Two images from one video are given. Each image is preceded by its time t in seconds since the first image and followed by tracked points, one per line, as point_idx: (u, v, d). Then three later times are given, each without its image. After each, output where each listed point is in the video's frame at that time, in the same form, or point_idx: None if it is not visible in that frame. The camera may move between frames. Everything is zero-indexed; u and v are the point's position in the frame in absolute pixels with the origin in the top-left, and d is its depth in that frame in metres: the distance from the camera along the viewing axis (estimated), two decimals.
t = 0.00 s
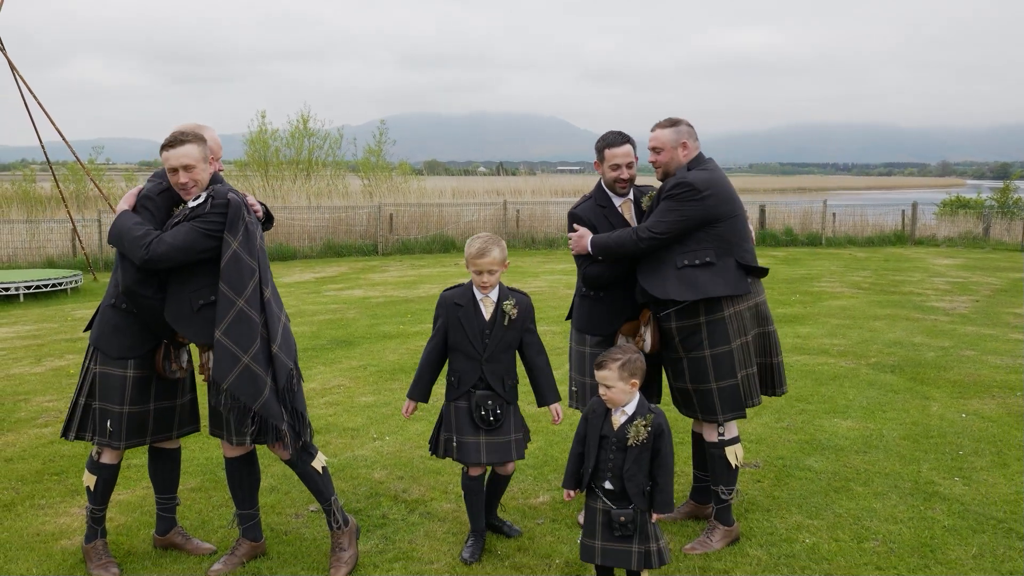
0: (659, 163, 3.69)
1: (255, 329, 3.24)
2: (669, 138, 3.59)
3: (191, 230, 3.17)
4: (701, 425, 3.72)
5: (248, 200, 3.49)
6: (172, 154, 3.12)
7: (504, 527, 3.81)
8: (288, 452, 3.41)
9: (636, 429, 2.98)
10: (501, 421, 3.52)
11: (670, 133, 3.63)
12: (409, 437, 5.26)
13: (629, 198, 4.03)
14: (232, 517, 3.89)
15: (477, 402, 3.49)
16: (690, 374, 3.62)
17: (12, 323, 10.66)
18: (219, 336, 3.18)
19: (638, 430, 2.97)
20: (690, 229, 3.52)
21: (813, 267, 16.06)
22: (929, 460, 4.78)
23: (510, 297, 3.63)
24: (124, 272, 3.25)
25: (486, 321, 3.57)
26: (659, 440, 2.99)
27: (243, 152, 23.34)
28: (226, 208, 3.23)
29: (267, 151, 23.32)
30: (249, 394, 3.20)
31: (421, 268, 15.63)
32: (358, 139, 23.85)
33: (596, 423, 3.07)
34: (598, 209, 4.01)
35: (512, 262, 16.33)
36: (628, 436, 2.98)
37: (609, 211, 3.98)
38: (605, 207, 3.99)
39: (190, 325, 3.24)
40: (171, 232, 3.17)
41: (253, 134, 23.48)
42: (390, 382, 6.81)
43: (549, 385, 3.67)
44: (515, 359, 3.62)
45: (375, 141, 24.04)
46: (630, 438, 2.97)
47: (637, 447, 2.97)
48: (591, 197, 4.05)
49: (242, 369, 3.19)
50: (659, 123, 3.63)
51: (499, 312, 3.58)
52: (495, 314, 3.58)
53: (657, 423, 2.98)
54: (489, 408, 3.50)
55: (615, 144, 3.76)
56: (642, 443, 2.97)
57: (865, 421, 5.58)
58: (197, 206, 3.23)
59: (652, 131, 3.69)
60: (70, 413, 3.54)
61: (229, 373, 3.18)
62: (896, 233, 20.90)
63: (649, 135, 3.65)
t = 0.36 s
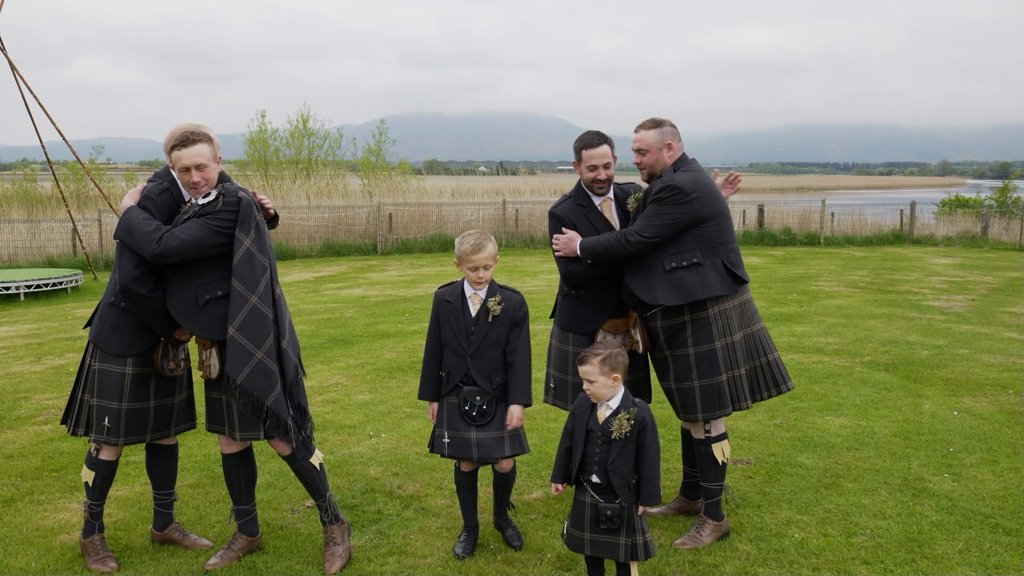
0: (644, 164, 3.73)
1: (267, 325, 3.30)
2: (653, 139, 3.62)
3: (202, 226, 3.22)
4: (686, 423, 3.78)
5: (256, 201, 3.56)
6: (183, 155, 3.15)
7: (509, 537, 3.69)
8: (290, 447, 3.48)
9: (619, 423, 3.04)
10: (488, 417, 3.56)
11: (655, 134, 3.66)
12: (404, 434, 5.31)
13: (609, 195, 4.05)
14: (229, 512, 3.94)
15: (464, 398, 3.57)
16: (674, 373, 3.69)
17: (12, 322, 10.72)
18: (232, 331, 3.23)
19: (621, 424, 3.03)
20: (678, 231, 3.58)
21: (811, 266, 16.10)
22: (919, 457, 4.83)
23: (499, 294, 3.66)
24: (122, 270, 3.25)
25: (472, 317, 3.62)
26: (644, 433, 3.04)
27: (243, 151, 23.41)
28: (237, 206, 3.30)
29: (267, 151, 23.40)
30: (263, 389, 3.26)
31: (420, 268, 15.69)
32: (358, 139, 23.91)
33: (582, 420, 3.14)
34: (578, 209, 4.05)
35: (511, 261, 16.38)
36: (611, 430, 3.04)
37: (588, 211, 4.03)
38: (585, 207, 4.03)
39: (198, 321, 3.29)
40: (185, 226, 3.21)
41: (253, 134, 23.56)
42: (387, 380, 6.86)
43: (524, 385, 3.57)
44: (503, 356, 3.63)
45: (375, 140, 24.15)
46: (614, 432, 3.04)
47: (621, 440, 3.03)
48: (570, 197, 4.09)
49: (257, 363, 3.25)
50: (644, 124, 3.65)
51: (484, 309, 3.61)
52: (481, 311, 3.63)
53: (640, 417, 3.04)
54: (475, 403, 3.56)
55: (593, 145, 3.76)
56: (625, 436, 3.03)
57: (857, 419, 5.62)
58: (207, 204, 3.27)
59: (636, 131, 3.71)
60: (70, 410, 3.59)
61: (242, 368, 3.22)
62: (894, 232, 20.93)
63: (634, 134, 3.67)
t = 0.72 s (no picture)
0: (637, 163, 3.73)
1: (281, 321, 3.36)
2: (647, 138, 3.63)
3: (215, 222, 3.26)
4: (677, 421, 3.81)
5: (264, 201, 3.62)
6: (201, 152, 3.19)
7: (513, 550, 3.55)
8: (291, 443, 3.52)
9: (609, 417, 3.08)
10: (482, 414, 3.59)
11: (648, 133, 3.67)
12: (400, 431, 5.35)
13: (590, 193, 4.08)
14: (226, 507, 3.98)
15: (461, 395, 3.62)
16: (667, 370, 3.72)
17: (12, 321, 10.76)
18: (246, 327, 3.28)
19: (611, 418, 3.07)
20: (682, 233, 3.63)
21: (810, 265, 16.15)
22: (910, 453, 4.87)
23: (497, 293, 3.69)
24: (116, 268, 3.32)
25: (468, 314, 3.67)
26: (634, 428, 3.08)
27: (242, 151, 23.44)
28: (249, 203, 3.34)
29: (267, 151, 23.45)
30: (277, 384, 3.31)
31: (419, 267, 15.72)
32: (357, 138, 23.96)
33: (574, 414, 3.19)
34: (559, 207, 4.08)
35: (509, 260, 16.42)
36: (601, 424, 3.09)
37: (569, 209, 4.05)
38: (566, 204, 4.06)
39: (207, 316, 3.33)
40: (198, 224, 3.25)
41: (252, 134, 23.60)
42: (385, 377, 6.90)
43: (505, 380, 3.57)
44: (499, 353, 3.65)
45: (375, 140, 24.23)
46: (604, 426, 3.08)
47: (611, 433, 3.07)
48: (552, 195, 4.12)
49: (270, 359, 3.30)
50: (637, 122, 3.66)
51: (480, 307, 3.65)
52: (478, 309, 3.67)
53: (629, 411, 3.08)
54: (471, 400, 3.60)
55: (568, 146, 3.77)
56: (615, 429, 3.07)
57: (850, 416, 5.67)
58: (219, 203, 3.30)
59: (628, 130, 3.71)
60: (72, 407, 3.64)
61: (256, 364, 3.27)
62: (893, 232, 20.94)
63: (625, 134, 3.68)
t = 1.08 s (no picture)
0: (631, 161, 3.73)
1: (292, 320, 3.42)
2: (642, 135, 3.64)
3: (228, 224, 3.31)
4: (671, 419, 3.82)
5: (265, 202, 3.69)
6: (211, 152, 3.24)
7: (507, 544, 3.58)
8: (290, 438, 3.56)
9: (601, 411, 3.12)
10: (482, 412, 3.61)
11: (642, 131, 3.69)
12: (397, 428, 5.39)
13: (576, 190, 4.21)
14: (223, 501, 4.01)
15: (461, 393, 3.64)
16: (663, 367, 3.72)
17: (12, 319, 10.79)
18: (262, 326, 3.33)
19: (603, 412, 3.11)
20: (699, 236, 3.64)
21: (809, 265, 16.17)
22: (903, 449, 4.91)
23: (497, 290, 3.68)
24: (107, 263, 3.35)
25: (467, 309, 3.69)
26: (624, 423, 3.11)
27: (242, 150, 23.48)
28: (261, 204, 3.41)
29: (267, 150, 23.46)
30: (292, 381, 3.37)
31: (418, 266, 15.75)
32: (357, 138, 23.99)
33: (567, 408, 3.23)
34: (545, 205, 4.25)
35: (508, 260, 16.45)
36: (593, 418, 3.12)
37: (553, 207, 4.22)
38: (550, 203, 4.23)
39: (213, 314, 3.36)
40: (212, 225, 3.28)
41: (252, 133, 23.63)
42: (382, 375, 6.94)
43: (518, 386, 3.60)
44: (497, 351, 3.64)
45: (375, 140, 24.23)
46: (596, 420, 3.12)
47: (603, 427, 3.11)
48: (539, 193, 4.30)
49: (285, 357, 3.36)
50: (632, 119, 3.67)
51: (479, 304, 3.66)
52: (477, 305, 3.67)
53: (621, 406, 3.12)
54: (471, 400, 3.62)
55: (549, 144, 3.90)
56: (607, 423, 3.11)
57: (845, 413, 5.70)
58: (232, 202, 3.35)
59: (623, 128, 3.72)
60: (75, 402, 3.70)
61: (271, 362, 3.33)
62: (892, 231, 20.93)
63: (621, 131, 3.69)
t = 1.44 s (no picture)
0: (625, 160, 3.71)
1: (303, 318, 3.52)
2: (636, 134, 3.63)
3: (250, 236, 3.40)
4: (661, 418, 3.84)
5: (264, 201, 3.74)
6: (222, 152, 3.29)
7: (500, 540, 3.61)
8: (290, 431, 3.59)
9: (594, 407, 3.14)
10: (472, 409, 3.64)
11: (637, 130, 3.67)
12: (393, 425, 5.42)
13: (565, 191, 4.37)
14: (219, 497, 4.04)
15: (451, 390, 3.67)
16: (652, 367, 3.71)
17: (11, 318, 10.80)
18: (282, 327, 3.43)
19: (596, 408, 3.13)
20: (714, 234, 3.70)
21: (806, 263, 16.24)
22: (896, 446, 4.93)
23: (487, 287, 3.69)
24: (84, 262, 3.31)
25: (458, 305, 3.72)
26: (617, 419, 3.13)
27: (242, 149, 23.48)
28: (272, 210, 3.51)
29: (266, 149, 23.45)
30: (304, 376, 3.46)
31: (417, 265, 15.77)
32: (357, 137, 24.01)
33: (561, 404, 3.25)
34: (535, 204, 4.40)
35: (507, 259, 16.47)
36: (586, 414, 3.14)
37: (542, 206, 4.37)
38: (540, 202, 4.39)
39: (230, 321, 3.43)
40: (237, 241, 3.37)
41: (252, 132, 23.63)
42: (380, 373, 6.97)
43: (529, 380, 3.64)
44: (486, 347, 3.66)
45: (374, 139, 24.22)
46: (589, 416, 3.14)
47: (596, 423, 3.12)
48: (530, 193, 4.45)
49: (298, 353, 3.45)
50: (626, 119, 3.66)
51: (467, 301, 3.68)
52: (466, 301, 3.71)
53: (614, 403, 3.14)
54: (460, 397, 3.65)
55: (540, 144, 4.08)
56: (600, 419, 3.13)
57: (839, 411, 5.72)
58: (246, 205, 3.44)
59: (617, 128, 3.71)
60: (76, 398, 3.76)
61: (286, 360, 3.41)
62: (891, 230, 20.94)
63: (615, 131, 3.68)
